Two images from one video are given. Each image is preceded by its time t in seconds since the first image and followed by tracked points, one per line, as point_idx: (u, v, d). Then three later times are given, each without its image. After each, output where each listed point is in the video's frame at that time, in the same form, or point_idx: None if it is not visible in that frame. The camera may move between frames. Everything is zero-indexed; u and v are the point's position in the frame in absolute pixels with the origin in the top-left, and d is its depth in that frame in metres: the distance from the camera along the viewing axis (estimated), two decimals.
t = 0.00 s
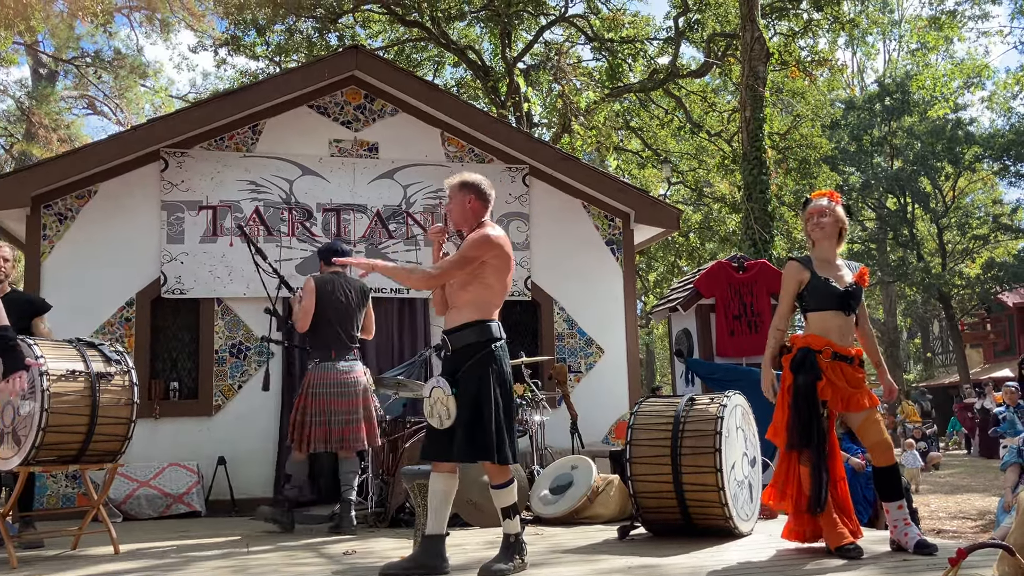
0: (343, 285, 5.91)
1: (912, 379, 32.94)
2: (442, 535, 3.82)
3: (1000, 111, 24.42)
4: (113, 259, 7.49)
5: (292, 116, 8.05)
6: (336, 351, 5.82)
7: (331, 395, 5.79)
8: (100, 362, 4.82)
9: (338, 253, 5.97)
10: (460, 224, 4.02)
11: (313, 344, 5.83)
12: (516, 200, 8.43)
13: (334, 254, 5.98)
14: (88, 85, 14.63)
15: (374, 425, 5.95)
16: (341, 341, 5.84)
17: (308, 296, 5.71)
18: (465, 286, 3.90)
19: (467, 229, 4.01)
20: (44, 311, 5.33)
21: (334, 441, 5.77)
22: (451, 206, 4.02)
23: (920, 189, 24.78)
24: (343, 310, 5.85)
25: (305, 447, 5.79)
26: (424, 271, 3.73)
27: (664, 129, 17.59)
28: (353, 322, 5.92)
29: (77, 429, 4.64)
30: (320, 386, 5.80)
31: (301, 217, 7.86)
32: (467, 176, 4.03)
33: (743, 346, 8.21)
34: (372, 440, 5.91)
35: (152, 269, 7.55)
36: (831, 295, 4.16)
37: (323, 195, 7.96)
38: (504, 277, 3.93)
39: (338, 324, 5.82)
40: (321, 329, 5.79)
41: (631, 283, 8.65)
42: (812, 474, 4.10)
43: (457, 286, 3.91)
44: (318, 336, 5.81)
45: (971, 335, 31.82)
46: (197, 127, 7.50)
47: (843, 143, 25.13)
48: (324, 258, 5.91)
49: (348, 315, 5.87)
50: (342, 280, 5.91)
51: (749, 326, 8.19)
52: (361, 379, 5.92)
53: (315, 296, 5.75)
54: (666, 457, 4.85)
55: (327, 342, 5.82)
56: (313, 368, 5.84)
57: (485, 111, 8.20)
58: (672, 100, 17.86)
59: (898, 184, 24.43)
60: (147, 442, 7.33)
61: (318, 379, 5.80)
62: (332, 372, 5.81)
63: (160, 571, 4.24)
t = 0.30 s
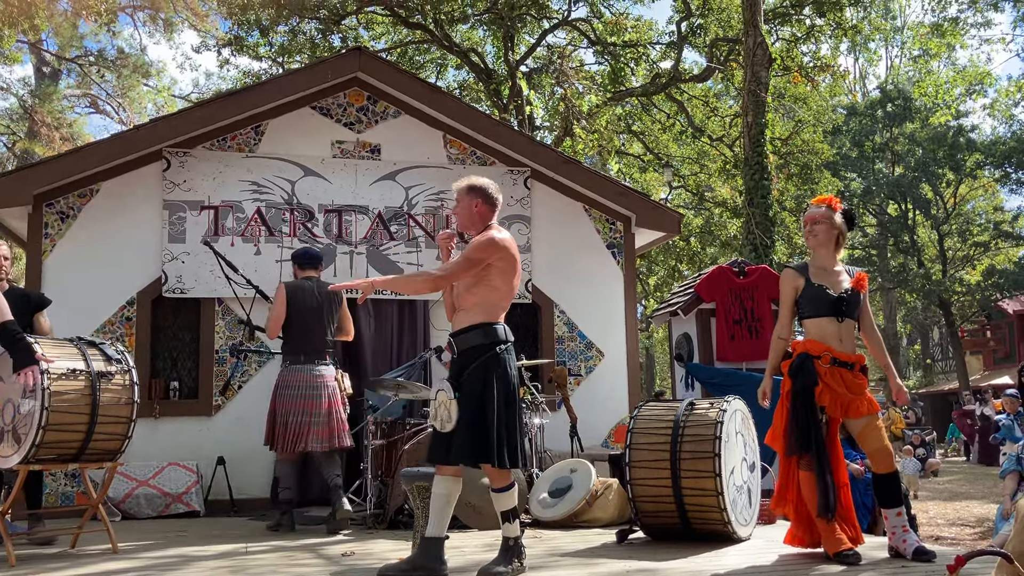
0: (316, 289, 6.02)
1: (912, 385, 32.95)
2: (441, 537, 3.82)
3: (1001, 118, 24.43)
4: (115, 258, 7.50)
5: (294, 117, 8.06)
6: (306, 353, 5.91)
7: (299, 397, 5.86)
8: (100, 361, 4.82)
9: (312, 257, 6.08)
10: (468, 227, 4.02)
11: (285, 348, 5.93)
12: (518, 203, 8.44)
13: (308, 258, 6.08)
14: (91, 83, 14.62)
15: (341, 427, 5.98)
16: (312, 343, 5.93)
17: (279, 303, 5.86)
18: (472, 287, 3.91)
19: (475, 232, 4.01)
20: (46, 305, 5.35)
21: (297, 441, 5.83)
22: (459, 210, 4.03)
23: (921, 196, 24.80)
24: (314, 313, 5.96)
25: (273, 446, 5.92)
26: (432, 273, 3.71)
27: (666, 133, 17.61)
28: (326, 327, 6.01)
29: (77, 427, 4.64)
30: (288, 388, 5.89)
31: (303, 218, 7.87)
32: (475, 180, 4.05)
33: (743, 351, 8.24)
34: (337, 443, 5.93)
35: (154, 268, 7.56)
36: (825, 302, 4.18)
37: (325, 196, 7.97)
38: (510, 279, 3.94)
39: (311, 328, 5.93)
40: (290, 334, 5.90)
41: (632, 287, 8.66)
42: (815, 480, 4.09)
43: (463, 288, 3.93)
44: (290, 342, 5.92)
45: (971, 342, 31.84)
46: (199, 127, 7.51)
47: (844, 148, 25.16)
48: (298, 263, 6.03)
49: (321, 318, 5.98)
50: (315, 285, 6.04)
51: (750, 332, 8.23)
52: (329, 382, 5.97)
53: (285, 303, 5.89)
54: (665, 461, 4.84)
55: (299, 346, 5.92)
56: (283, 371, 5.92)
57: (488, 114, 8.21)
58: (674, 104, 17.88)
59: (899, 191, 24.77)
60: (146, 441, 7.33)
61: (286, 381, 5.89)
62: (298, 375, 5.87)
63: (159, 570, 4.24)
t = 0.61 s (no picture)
0: (297, 290, 6.23)
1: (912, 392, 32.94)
2: (440, 539, 3.82)
3: (1004, 126, 24.44)
4: (117, 255, 7.50)
5: (297, 116, 8.06)
6: (290, 352, 6.09)
7: (280, 395, 6.03)
8: (101, 358, 4.80)
9: (293, 258, 6.31)
10: (474, 230, 4.02)
11: (269, 347, 6.10)
12: (520, 205, 8.44)
13: (290, 260, 6.31)
14: (94, 81, 14.58)
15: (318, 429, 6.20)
16: (296, 343, 6.11)
17: (263, 303, 6.01)
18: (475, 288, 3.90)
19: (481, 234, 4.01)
20: (58, 302, 5.45)
21: (275, 440, 6.03)
22: (464, 212, 4.03)
23: (923, 203, 24.79)
24: (297, 314, 6.15)
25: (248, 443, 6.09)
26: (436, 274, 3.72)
27: (669, 137, 17.61)
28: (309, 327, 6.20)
29: (76, 424, 4.64)
30: (267, 387, 6.06)
31: (305, 218, 7.86)
32: (484, 183, 4.06)
33: (743, 356, 8.23)
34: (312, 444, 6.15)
35: (155, 266, 7.56)
36: (826, 307, 4.17)
37: (327, 196, 7.97)
38: (514, 281, 3.94)
39: (296, 327, 6.12)
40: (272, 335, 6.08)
41: (632, 290, 8.66)
42: (811, 486, 4.08)
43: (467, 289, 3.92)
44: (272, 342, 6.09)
45: (971, 350, 31.83)
46: (203, 125, 7.51)
47: (847, 155, 25.19)
48: (280, 263, 6.26)
49: (303, 319, 6.16)
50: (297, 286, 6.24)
51: (751, 337, 8.21)
52: (310, 384, 6.14)
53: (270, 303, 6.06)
54: (664, 465, 4.84)
55: (283, 346, 6.10)
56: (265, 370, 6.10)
57: (491, 115, 8.21)
58: (677, 108, 17.88)
59: (900, 198, 24.72)
60: (145, 439, 7.33)
61: (266, 380, 6.06)
62: (279, 375, 6.05)
63: (156, 568, 4.23)
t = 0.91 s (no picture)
0: (289, 292, 6.28)
1: (912, 400, 32.91)
2: (439, 541, 3.82)
3: (1008, 136, 24.44)
4: (121, 253, 7.50)
5: (301, 116, 8.08)
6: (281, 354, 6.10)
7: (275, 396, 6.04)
8: (102, 355, 4.81)
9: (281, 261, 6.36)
10: (480, 232, 4.03)
11: (261, 348, 6.10)
12: (523, 207, 8.45)
13: (279, 264, 6.38)
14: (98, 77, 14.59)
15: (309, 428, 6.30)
16: (288, 346, 6.12)
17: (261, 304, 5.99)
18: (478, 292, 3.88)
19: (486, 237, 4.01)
20: (85, 302, 5.48)
21: (270, 442, 5.99)
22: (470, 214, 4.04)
23: (926, 211, 24.82)
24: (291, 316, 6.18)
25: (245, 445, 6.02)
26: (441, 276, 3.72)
27: (672, 142, 17.61)
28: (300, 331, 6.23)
29: (77, 420, 4.65)
30: (261, 388, 6.05)
31: (308, 217, 7.87)
32: (491, 186, 4.06)
33: (744, 361, 8.23)
34: (305, 443, 6.23)
35: (158, 264, 7.56)
36: (828, 314, 4.18)
37: (330, 196, 7.97)
38: (517, 284, 3.94)
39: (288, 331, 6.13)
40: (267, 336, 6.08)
41: (634, 293, 8.66)
42: (809, 492, 4.08)
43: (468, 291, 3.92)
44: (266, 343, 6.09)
45: (972, 358, 31.83)
46: (207, 123, 7.53)
47: (850, 161, 25.21)
48: (270, 266, 6.29)
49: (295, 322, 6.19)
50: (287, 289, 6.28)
51: (752, 342, 8.21)
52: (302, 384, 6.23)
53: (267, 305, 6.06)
54: (663, 470, 4.84)
55: (273, 347, 6.10)
56: (257, 372, 6.09)
57: (495, 118, 8.22)
58: (680, 113, 17.91)
59: (903, 206, 24.69)
60: (145, 436, 7.33)
61: (260, 381, 6.06)
62: (274, 376, 6.06)
63: (153, 566, 4.22)
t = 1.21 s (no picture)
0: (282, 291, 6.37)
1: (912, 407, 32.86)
2: (438, 541, 3.81)
3: (1012, 144, 24.39)
4: (123, 248, 7.50)
5: (306, 114, 8.07)
6: (274, 351, 6.25)
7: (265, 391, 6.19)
8: (103, 351, 4.80)
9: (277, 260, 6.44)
10: (480, 235, 4.02)
11: (252, 345, 6.24)
12: (526, 209, 8.44)
13: (277, 264, 6.46)
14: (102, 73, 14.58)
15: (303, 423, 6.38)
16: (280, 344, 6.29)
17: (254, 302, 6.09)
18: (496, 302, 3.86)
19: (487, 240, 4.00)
20: (107, 301, 5.56)
21: (263, 436, 6.13)
22: (469, 218, 4.03)
23: (929, 218, 24.78)
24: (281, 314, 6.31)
25: (237, 441, 6.14)
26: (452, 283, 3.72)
27: (676, 145, 17.60)
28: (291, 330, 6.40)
29: (77, 415, 4.64)
30: (254, 384, 6.19)
31: (310, 215, 7.87)
32: (490, 187, 4.05)
33: (746, 366, 8.23)
34: (301, 439, 6.32)
35: (160, 260, 7.55)
36: (831, 320, 4.17)
37: (333, 195, 7.97)
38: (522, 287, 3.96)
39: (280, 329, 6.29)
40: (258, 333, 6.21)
41: (636, 296, 8.64)
42: (811, 499, 4.06)
43: (476, 296, 3.89)
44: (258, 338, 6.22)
45: (973, 367, 31.77)
46: (211, 120, 7.53)
47: (854, 167, 25.21)
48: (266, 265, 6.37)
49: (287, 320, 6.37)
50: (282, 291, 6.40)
51: (754, 347, 8.22)
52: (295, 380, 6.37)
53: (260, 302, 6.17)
54: (663, 473, 4.82)
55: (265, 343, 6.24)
56: (249, 368, 6.23)
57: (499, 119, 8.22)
58: (685, 116, 17.88)
59: (906, 213, 24.68)
60: (145, 432, 7.34)
61: (253, 378, 6.19)
62: (266, 372, 6.22)
63: (151, 562, 4.21)
